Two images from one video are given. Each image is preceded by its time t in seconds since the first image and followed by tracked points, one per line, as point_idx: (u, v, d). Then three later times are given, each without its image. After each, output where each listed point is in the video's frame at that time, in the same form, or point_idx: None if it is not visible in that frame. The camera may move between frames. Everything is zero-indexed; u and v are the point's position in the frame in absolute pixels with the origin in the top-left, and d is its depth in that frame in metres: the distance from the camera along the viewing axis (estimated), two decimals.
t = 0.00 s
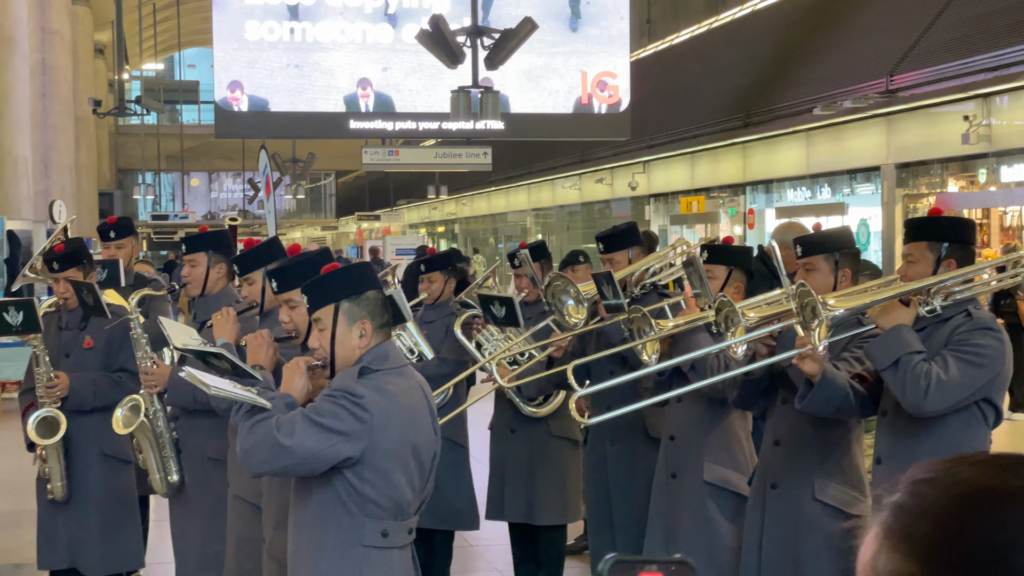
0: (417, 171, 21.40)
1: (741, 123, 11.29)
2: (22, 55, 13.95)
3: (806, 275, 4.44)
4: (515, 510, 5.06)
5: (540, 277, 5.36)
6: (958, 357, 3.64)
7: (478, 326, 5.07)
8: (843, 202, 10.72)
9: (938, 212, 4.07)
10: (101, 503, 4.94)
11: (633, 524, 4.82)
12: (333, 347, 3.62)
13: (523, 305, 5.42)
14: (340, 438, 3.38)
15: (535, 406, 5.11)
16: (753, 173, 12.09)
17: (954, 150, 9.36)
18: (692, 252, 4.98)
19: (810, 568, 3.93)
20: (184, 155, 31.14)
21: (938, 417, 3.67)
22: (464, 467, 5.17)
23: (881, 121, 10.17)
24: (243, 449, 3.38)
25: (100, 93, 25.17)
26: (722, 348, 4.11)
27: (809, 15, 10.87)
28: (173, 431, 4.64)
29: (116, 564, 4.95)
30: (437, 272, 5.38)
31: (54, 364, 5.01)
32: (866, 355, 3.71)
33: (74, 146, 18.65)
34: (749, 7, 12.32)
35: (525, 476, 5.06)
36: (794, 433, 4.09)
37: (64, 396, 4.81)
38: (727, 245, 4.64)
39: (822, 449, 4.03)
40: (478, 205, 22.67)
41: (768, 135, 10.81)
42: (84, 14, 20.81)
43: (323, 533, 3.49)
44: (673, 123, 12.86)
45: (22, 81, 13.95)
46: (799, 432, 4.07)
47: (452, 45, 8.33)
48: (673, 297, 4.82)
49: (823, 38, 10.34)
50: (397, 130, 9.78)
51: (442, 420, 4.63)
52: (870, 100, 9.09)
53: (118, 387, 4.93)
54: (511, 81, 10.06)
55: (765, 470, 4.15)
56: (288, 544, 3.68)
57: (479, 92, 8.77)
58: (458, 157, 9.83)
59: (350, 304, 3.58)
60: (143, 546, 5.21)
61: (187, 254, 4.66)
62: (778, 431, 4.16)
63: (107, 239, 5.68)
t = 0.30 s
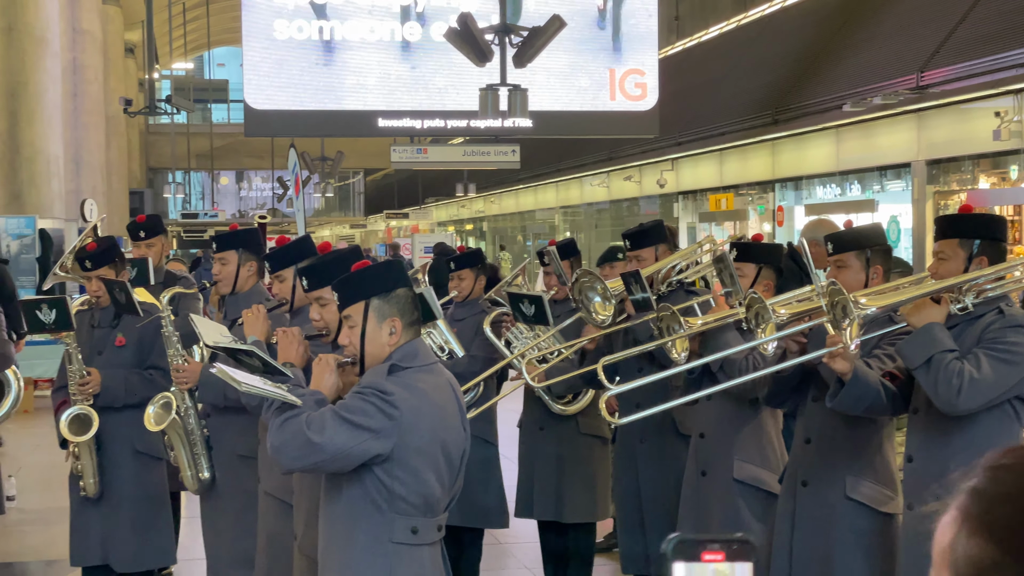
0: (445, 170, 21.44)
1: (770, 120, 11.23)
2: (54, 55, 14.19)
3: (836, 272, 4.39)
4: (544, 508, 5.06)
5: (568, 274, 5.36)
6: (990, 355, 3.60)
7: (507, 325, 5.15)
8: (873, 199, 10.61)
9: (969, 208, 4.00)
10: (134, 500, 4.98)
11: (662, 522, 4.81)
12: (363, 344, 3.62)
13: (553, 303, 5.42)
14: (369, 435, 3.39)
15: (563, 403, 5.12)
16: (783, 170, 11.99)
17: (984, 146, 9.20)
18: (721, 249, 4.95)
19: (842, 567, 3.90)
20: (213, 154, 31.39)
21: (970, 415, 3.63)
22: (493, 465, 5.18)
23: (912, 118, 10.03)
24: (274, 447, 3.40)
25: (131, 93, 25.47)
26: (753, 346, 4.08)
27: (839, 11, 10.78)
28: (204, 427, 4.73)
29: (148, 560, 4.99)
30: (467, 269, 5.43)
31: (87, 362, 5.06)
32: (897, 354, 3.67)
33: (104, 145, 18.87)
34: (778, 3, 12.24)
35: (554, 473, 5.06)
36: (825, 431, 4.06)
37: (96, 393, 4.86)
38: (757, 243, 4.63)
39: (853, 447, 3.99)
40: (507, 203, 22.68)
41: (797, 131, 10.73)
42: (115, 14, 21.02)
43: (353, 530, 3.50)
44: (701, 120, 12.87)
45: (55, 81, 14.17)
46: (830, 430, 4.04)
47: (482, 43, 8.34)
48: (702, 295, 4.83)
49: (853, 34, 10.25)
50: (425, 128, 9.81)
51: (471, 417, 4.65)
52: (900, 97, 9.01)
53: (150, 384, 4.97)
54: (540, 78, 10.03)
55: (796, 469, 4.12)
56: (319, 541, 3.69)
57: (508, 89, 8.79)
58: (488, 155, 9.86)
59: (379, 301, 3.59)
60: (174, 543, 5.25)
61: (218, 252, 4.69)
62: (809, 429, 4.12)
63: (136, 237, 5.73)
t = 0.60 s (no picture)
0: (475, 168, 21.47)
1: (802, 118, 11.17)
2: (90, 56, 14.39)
3: (869, 271, 4.35)
4: (576, 507, 5.06)
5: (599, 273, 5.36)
6: None
7: (539, 323, 5.13)
8: (906, 196, 10.50)
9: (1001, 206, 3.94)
10: (168, 498, 5.03)
11: (694, 522, 4.79)
12: (396, 344, 3.62)
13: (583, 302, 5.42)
14: (401, 434, 3.40)
15: (595, 402, 5.12)
16: (814, 169, 11.89)
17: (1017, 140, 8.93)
18: (752, 247, 4.92)
19: (876, 567, 3.87)
20: (244, 153, 31.64)
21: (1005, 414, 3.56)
22: (524, 464, 5.18)
23: (945, 115, 9.82)
24: (307, 446, 3.42)
25: (163, 94, 25.77)
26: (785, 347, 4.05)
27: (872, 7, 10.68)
28: (237, 426, 4.76)
29: (181, 558, 5.03)
30: (498, 268, 5.43)
31: (122, 361, 5.11)
32: (930, 353, 3.63)
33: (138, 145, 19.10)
34: None
35: (586, 472, 5.06)
36: (859, 430, 4.01)
37: (131, 392, 4.92)
38: (789, 241, 4.59)
39: (887, 447, 3.95)
40: (537, 201, 22.67)
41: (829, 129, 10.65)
42: (148, 14, 21.25)
43: (386, 528, 3.52)
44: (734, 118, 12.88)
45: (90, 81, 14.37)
46: (864, 429, 4.00)
47: (512, 42, 8.34)
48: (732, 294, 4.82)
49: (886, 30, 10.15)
50: (457, 126, 9.84)
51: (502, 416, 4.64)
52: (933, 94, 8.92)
53: (184, 383, 5.02)
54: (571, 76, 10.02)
55: (829, 468, 4.09)
56: (352, 539, 3.71)
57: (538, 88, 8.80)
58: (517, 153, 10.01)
59: (412, 301, 3.59)
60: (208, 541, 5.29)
61: (251, 252, 4.73)
62: (843, 428, 4.09)
63: (170, 237, 5.79)
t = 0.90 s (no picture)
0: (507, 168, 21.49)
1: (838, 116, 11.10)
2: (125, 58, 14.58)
3: (904, 269, 4.27)
4: (609, 507, 5.04)
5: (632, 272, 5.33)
6: None
7: (572, 322, 5.17)
8: (943, 194, 10.35)
9: None
10: (204, 497, 5.07)
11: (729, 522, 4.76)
12: (430, 344, 3.62)
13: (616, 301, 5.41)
14: (436, 433, 3.40)
15: (629, 401, 5.10)
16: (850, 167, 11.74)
17: None
18: (787, 245, 4.87)
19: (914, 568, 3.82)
20: (277, 154, 31.90)
21: None
22: (558, 464, 5.17)
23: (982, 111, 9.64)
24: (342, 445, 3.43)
25: (197, 95, 26.04)
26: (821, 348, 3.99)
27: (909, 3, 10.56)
28: (271, 425, 4.69)
29: (218, 557, 5.06)
30: (530, 268, 5.43)
31: (157, 360, 5.14)
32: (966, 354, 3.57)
33: (171, 147, 19.30)
34: None
35: (620, 472, 5.04)
36: (896, 430, 3.97)
37: (167, 391, 4.96)
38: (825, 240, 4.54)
39: (924, 446, 3.90)
40: (570, 201, 22.66)
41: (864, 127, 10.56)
42: (182, 17, 21.48)
43: (420, 527, 3.52)
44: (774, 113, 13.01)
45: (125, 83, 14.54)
46: (900, 429, 3.96)
47: (544, 40, 8.34)
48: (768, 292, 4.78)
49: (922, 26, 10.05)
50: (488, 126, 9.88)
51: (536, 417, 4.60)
52: (969, 92, 8.84)
53: (219, 382, 5.06)
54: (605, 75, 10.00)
55: (865, 468, 4.05)
56: (387, 538, 3.72)
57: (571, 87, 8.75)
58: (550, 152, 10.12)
59: (446, 301, 3.58)
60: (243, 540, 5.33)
61: (285, 252, 4.76)
62: (878, 428, 4.05)
63: (206, 238, 5.83)
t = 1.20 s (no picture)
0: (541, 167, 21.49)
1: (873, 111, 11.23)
2: (160, 60, 14.78)
3: (943, 264, 4.23)
4: (645, 506, 5.02)
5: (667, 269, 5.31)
6: None
7: (606, 320, 5.14)
8: (980, 191, 10.11)
9: None
10: (239, 495, 5.11)
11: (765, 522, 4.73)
12: (464, 342, 3.62)
13: (650, 299, 5.40)
14: (471, 431, 3.40)
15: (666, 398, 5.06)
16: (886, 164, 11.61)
17: None
18: (825, 242, 4.83)
19: (953, 566, 3.77)
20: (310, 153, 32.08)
21: None
22: (593, 463, 5.16)
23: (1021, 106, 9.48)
24: (378, 443, 3.43)
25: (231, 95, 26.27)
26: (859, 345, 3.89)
27: None
28: (307, 424, 4.84)
29: (253, 555, 5.09)
30: (566, 264, 5.46)
31: (193, 359, 5.19)
32: (1002, 352, 3.49)
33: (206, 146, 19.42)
34: None
35: (656, 471, 5.03)
36: (933, 429, 3.93)
37: (203, 389, 4.99)
38: (866, 237, 4.51)
39: (962, 443, 3.84)
40: (604, 199, 22.62)
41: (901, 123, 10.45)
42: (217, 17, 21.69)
43: (456, 525, 3.52)
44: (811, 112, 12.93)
45: (161, 84, 14.70)
46: (939, 427, 3.91)
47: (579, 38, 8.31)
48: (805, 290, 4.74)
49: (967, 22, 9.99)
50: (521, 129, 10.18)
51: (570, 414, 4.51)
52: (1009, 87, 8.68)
53: (254, 380, 5.10)
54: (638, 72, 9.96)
55: (903, 465, 4.00)
56: (422, 536, 3.73)
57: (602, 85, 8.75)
58: (581, 150, 10.51)
59: (480, 299, 3.57)
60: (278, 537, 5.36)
61: (321, 250, 4.78)
62: (916, 425, 4.00)
63: (242, 237, 5.88)
